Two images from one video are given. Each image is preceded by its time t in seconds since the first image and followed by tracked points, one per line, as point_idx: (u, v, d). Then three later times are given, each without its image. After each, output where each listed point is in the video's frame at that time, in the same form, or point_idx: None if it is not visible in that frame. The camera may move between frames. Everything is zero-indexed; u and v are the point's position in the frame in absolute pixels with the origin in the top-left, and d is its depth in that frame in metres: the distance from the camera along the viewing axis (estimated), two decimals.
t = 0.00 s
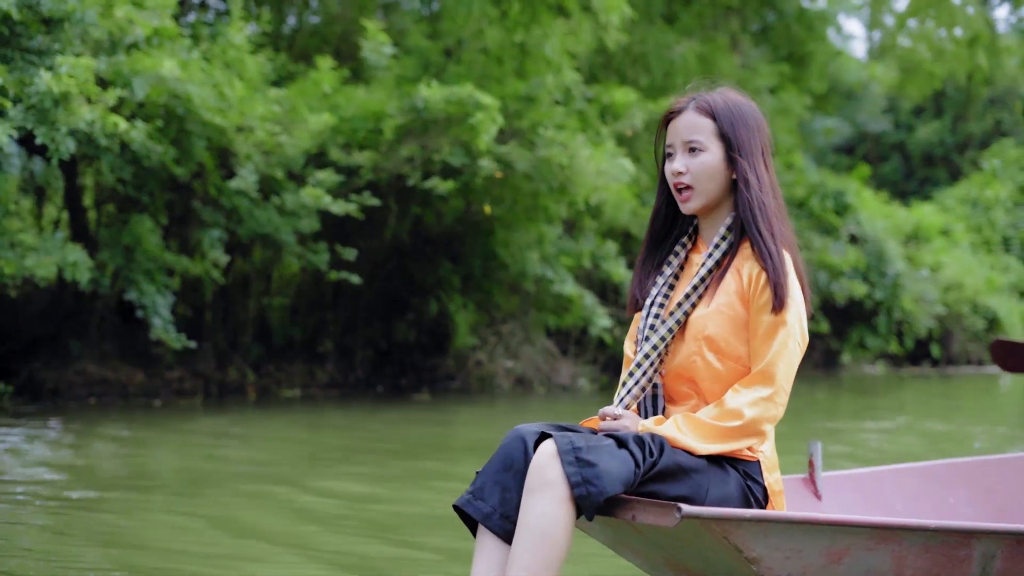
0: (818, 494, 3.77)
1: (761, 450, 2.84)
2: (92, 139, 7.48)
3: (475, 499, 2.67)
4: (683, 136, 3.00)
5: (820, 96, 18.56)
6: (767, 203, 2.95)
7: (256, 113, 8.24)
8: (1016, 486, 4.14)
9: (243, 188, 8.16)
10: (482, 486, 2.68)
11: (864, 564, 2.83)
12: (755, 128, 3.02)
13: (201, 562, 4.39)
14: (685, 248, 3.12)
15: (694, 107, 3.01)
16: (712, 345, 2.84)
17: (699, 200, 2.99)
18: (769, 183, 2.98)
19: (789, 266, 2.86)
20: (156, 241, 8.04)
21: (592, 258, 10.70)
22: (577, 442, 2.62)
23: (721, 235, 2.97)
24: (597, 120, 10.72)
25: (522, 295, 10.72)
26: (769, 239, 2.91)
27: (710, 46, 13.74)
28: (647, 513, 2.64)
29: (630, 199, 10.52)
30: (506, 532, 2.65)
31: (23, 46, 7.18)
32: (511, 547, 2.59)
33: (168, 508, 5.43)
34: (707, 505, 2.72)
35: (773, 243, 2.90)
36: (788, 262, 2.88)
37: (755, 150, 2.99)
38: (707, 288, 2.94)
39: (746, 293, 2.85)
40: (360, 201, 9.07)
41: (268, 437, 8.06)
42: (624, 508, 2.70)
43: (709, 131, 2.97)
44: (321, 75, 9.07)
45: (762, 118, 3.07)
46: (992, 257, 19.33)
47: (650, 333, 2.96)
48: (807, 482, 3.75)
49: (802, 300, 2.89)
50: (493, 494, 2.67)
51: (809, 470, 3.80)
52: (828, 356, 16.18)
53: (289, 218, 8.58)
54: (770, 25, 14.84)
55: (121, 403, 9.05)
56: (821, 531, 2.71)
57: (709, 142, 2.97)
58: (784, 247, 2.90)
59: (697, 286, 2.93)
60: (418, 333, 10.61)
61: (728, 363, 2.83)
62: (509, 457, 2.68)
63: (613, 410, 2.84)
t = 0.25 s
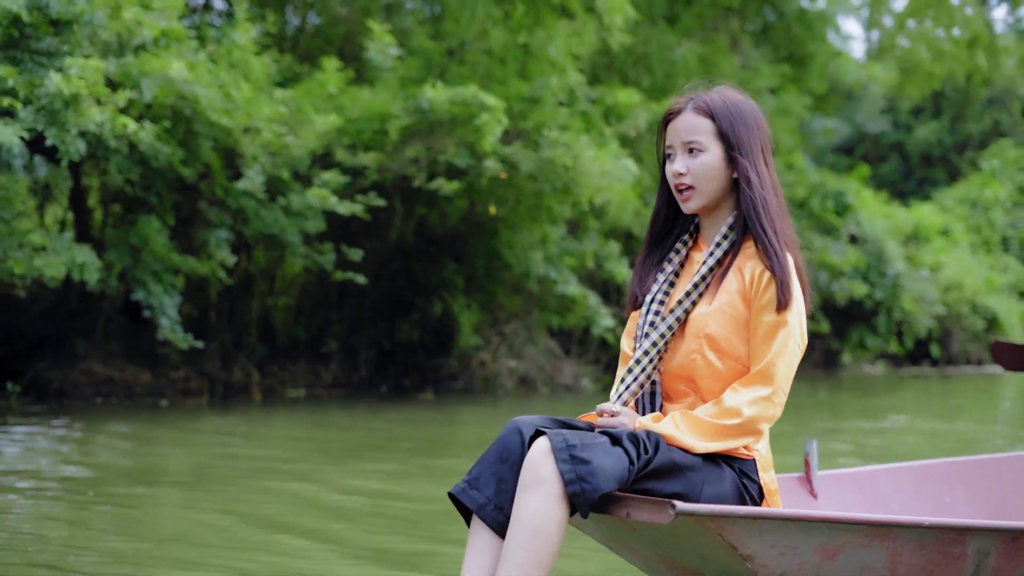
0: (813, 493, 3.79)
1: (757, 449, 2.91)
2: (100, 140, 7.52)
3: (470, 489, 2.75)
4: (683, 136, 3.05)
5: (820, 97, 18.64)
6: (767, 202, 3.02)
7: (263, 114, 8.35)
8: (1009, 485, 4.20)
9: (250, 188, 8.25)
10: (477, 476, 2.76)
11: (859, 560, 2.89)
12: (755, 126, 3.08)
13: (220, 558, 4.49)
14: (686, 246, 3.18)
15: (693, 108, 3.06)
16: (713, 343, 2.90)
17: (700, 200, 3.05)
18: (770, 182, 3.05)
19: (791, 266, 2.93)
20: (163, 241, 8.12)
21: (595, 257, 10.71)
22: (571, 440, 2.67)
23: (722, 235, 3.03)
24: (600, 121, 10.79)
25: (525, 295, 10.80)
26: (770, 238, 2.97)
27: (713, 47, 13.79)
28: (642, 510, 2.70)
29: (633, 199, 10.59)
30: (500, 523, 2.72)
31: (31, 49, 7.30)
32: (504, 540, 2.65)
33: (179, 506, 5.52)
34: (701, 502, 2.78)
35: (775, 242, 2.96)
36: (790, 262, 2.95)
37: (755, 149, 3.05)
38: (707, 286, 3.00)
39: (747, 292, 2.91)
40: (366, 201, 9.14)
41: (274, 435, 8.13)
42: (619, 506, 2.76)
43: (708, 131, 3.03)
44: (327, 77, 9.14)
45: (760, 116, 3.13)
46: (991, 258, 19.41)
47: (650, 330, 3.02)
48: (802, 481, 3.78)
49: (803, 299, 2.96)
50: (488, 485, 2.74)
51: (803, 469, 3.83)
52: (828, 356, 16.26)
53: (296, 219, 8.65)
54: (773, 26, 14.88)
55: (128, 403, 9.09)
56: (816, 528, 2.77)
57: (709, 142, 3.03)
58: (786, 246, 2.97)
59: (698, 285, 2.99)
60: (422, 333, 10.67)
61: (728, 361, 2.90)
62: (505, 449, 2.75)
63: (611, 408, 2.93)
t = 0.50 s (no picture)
0: (811, 491, 3.91)
1: (753, 445, 3.01)
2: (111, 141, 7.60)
3: (467, 473, 2.87)
4: (683, 135, 3.14)
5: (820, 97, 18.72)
6: (767, 200, 3.11)
7: (271, 115, 8.44)
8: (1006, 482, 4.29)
9: (259, 189, 8.33)
10: (475, 462, 2.88)
11: (855, 555, 2.98)
12: (754, 123, 3.17)
13: (240, 559, 4.60)
14: (687, 243, 3.29)
15: (692, 107, 3.15)
16: (712, 339, 3.00)
17: (700, 197, 3.14)
18: (769, 181, 3.14)
19: (791, 264, 3.02)
20: (172, 242, 8.23)
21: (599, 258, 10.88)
22: (569, 436, 2.76)
23: (722, 233, 3.13)
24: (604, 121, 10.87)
25: (530, 295, 10.92)
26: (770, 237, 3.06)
27: (716, 48, 13.85)
28: (638, 505, 2.76)
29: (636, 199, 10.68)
30: (494, 511, 2.83)
31: (42, 50, 7.34)
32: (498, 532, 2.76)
33: (194, 506, 5.62)
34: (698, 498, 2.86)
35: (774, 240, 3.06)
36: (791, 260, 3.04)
37: (755, 147, 3.14)
38: (707, 283, 3.09)
39: (747, 290, 3.00)
40: (372, 202, 9.22)
41: (283, 434, 8.22)
42: (615, 502, 2.81)
43: (708, 130, 3.12)
44: (334, 78, 9.23)
45: (760, 115, 3.22)
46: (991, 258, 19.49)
47: (649, 326, 3.11)
48: (800, 479, 3.90)
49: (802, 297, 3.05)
50: (484, 471, 2.86)
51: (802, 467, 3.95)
52: (829, 356, 16.34)
53: (303, 219, 8.71)
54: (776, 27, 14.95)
55: (136, 402, 9.19)
56: (811, 523, 2.86)
57: (709, 141, 3.12)
58: (785, 245, 3.06)
59: (698, 282, 3.09)
60: (427, 334, 10.78)
61: (726, 358, 2.99)
62: (505, 437, 2.89)
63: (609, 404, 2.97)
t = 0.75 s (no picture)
0: (808, 488, 3.97)
1: (749, 442, 3.01)
2: (122, 142, 7.69)
3: (464, 467, 2.82)
4: (680, 133, 3.12)
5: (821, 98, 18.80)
6: (765, 198, 3.08)
7: (279, 116, 8.51)
8: (999, 482, 4.37)
9: (267, 190, 8.41)
10: (472, 454, 2.83)
11: (850, 553, 2.97)
12: (752, 121, 3.14)
13: (265, 552, 4.70)
14: (683, 240, 3.26)
15: (690, 105, 3.13)
16: (709, 337, 2.97)
17: (697, 195, 3.11)
18: (768, 178, 3.11)
19: (789, 263, 3.00)
20: (180, 242, 8.34)
21: (604, 258, 10.98)
22: (566, 433, 2.72)
23: (719, 231, 3.11)
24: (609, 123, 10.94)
25: (533, 296, 11.01)
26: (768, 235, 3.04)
27: (718, 49, 13.92)
28: (634, 502, 2.75)
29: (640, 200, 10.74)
30: (492, 506, 2.80)
31: (52, 52, 7.42)
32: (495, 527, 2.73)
33: (216, 501, 5.71)
34: (694, 495, 2.84)
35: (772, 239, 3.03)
36: (790, 258, 3.01)
37: (753, 145, 3.11)
38: (705, 280, 3.07)
39: (745, 288, 2.97)
40: (379, 203, 9.29)
41: (291, 433, 8.32)
42: (611, 498, 2.80)
43: (705, 129, 3.09)
44: (341, 80, 9.31)
45: (758, 112, 3.19)
46: (991, 258, 19.56)
47: (646, 323, 3.09)
48: (797, 477, 3.98)
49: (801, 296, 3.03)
50: (482, 464, 2.81)
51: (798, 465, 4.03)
52: (830, 356, 16.42)
53: (310, 220, 8.81)
54: (778, 29, 15.01)
55: (143, 402, 9.29)
56: (807, 521, 2.84)
57: (706, 139, 3.09)
58: (784, 243, 3.03)
59: (695, 279, 3.06)
60: (431, 333, 10.87)
61: (722, 356, 2.97)
62: (503, 431, 2.84)
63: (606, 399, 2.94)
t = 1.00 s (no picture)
0: (806, 486, 4.05)
1: (744, 439, 3.10)
2: (132, 143, 7.78)
3: (462, 472, 2.87)
4: (677, 132, 3.20)
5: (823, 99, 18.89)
6: (760, 196, 3.17)
7: (287, 118, 8.60)
8: (998, 480, 4.42)
9: (276, 191, 8.51)
10: (470, 459, 2.87)
11: (846, 549, 3.04)
12: (746, 121, 3.23)
13: (292, 550, 4.79)
14: (678, 239, 3.34)
15: (687, 104, 3.21)
16: (705, 334, 3.05)
17: (692, 193, 3.20)
18: (763, 177, 3.20)
19: (784, 260, 3.08)
20: (189, 243, 8.44)
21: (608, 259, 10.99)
22: (563, 430, 2.79)
23: (715, 229, 3.18)
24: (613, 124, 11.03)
25: (538, 296, 11.16)
26: (763, 234, 3.12)
27: (720, 51, 13.95)
28: (630, 498, 2.82)
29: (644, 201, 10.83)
30: (492, 508, 2.83)
31: (63, 54, 7.49)
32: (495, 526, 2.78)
33: (236, 501, 5.81)
34: (690, 490, 2.91)
35: (767, 237, 3.12)
36: (784, 256, 3.10)
37: (748, 144, 3.20)
38: (700, 278, 3.14)
39: (740, 286, 3.06)
40: (387, 204, 9.38)
41: (299, 433, 8.40)
42: (608, 494, 2.86)
43: (701, 127, 3.18)
44: (348, 81, 9.40)
45: (753, 112, 3.28)
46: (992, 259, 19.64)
47: (641, 322, 3.16)
48: (794, 475, 4.06)
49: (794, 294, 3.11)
50: (479, 467, 2.85)
51: (796, 463, 4.11)
52: (831, 356, 16.52)
53: (318, 220, 8.91)
54: (780, 32, 15.03)
55: (151, 402, 9.38)
56: (804, 518, 2.92)
57: (701, 139, 3.18)
58: (779, 241, 3.12)
59: (691, 277, 3.14)
60: (436, 334, 10.94)
61: (718, 353, 3.05)
62: (498, 434, 2.88)
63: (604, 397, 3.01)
